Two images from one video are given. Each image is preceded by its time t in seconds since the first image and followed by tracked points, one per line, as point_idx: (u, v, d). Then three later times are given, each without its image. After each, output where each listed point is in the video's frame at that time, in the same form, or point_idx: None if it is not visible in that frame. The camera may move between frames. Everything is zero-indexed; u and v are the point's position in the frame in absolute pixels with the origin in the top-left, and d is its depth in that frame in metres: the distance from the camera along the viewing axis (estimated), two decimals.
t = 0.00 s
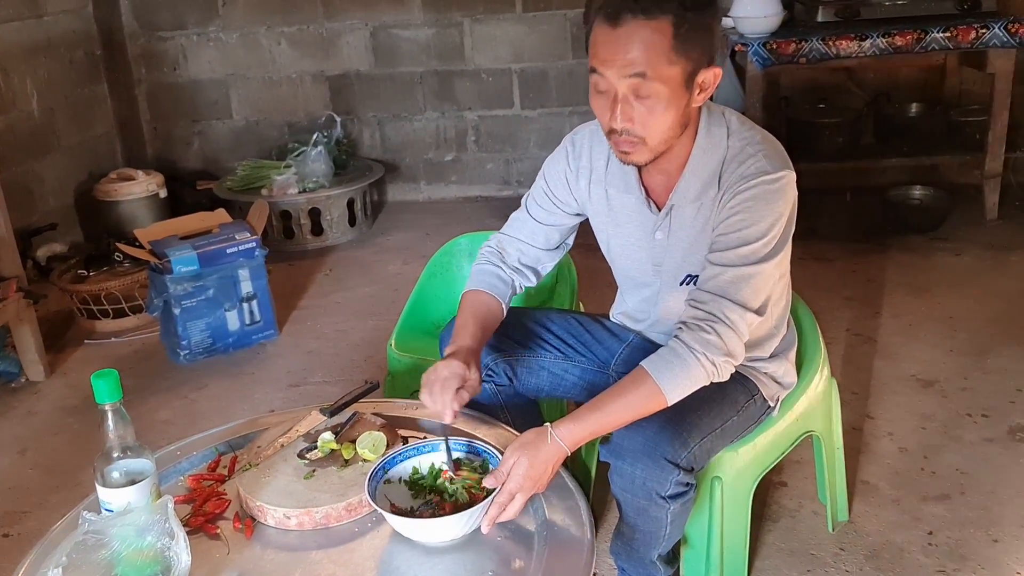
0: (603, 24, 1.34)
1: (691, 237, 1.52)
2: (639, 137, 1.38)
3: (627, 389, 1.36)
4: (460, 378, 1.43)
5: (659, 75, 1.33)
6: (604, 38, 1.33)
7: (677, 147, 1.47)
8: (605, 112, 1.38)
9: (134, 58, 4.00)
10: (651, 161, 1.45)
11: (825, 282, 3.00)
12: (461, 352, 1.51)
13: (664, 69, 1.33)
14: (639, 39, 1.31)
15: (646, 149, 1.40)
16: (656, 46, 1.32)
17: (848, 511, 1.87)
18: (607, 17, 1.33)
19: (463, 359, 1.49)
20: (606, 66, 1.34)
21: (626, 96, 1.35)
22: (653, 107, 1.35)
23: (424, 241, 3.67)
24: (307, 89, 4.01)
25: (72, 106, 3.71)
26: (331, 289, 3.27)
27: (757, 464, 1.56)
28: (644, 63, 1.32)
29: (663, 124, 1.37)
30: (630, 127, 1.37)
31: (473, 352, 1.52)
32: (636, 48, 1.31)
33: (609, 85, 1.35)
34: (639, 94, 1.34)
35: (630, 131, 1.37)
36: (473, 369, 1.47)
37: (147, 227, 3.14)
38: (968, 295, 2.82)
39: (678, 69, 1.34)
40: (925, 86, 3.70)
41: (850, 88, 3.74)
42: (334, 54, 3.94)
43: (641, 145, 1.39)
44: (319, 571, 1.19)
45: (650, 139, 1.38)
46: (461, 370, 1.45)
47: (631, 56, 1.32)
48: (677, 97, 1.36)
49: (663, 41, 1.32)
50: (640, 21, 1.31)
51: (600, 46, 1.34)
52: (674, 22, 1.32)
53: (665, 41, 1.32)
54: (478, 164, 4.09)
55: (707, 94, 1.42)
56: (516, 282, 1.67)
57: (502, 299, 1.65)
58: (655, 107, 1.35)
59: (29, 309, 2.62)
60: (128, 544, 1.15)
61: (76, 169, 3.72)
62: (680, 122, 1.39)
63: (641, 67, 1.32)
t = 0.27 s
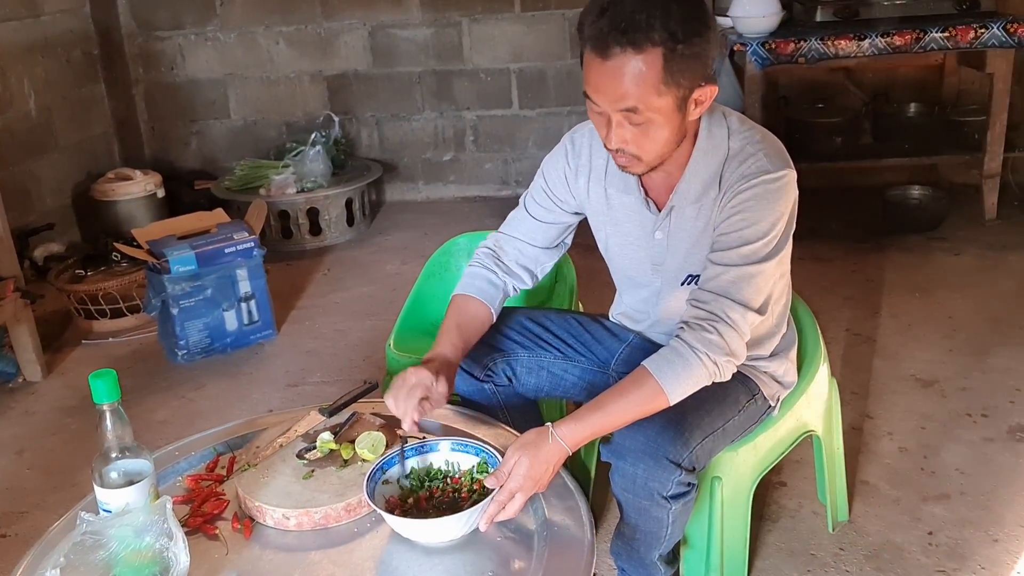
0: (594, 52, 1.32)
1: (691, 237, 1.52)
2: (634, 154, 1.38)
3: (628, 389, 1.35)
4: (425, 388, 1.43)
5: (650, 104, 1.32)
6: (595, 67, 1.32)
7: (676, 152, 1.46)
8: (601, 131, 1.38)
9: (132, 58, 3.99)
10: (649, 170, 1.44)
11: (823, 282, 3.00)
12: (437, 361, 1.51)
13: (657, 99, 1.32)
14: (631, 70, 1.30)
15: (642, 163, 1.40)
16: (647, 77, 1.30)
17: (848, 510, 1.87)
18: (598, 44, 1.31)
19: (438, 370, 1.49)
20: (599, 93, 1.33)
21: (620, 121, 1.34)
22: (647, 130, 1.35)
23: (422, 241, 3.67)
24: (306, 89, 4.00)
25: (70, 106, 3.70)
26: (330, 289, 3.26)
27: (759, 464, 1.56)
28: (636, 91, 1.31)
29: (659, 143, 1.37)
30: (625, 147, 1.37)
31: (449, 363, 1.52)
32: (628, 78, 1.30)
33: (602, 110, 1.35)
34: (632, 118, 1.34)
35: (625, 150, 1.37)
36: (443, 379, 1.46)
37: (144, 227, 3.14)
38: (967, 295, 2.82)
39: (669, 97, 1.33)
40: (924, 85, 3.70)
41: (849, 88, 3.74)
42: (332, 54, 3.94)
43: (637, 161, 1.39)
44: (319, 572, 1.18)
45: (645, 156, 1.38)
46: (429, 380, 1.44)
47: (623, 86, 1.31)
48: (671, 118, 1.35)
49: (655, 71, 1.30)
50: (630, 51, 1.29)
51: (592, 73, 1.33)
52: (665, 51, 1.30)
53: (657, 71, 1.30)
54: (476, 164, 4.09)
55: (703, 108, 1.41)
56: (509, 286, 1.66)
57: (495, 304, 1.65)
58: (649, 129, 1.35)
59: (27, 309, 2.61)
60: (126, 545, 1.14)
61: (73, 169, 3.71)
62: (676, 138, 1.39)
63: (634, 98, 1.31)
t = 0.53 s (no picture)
0: (591, 65, 1.31)
1: (689, 240, 1.52)
2: (630, 165, 1.38)
3: (625, 392, 1.35)
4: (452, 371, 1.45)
5: (648, 119, 1.32)
6: (592, 81, 1.32)
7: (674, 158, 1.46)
8: (598, 141, 1.38)
9: (130, 58, 3.99)
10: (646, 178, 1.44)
11: (822, 284, 2.99)
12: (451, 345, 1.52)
13: (654, 113, 1.32)
14: (628, 85, 1.29)
15: (639, 173, 1.40)
16: (644, 92, 1.30)
17: (847, 513, 1.87)
18: (594, 58, 1.30)
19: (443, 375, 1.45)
20: (595, 108, 1.33)
21: (617, 134, 1.34)
22: (644, 142, 1.35)
23: (420, 242, 3.66)
24: (304, 89, 4.00)
25: (68, 106, 3.69)
26: (328, 290, 3.26)
27: (756, 467, 1.56)
28: (633, 106, 1.30)
29: (655, 154, 1.37)
30: (621, 159, 1.37)
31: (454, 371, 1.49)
32: (625, 93, 1.30)
33: (599, 122, 1.34)
34: (630, 132, 1.34)
35: (622, 162, 1.37)
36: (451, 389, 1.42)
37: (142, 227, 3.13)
38: (965, 297, 2.82)
39: (667, 112, 1.33)
40: (923, 88, 3.70)
41: (847, 90, 3.74)
42: (331, 54, 3.93)
43: (634, 171, 1.39)
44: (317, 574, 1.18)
45: (642, 166, 1.39)
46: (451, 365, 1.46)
47: (620, 100, 1.30)
48: (668, 130, 1.35)
49: (653, 87, 1.30)
50: (627, 66, 1.29)
51: (588, 86, 1.32)
52: (663, 67, 1.29)
53: (654, 87, 1.30)
54: (475, 165, 4.08)
55: (701, 119, 1.40)
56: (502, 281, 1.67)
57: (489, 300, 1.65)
58: (646, 141, 1.35)
59: (24, 309, 2.61)
60: (124, 546, 1.14)
61: (71, 169, 3.70)
62: (673, 148, 1.39)
63: (630, 113, 1.31)
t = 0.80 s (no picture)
0: (587, 61, 1.31)
1: (686, 241, 1.52)
2: (626, 163, 1.38)
3: (623, 393, 1.35)
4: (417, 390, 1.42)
5: (645, 115, 1.32)
6: (589, 77, 1.31)
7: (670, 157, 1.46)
8: (594, 139, 1.37)
9: (127, 56, 3.98)
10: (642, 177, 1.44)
11: (819, 285, 2.99)
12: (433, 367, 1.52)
13: (650, 108, 1.31)
14: (624, 82, 1.29)
15: (635, 171, 1.40)
16: (641, 88, 1.29)
17: (843, 514, 1.87)
18: (591, 54, 1.30)
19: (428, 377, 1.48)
20: (592, 104, 1.33)
21: (613, 131, 1.34)
22: (640, 140, 1.35)
23: (417, 241, 3.66)
24: (302, 88, 3.99)
25: (65, 104, 3.69)
26: (325, 289, 3.25)
27: (754, 468, 1.55)
28: (630, 102, 1.30)
29: (652, 152, 1.37)
30: (618, 157, 1.37)
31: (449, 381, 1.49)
32: (621, 90, 1.29)
33: (596, 119, 1.34)
34: (626, 128, 1.33)
35: (618, 160, 1.37)
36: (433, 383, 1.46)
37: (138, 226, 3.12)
38: (962, 298, 2.82)
39: (664, 108, 1.33)
40: (920, 89, 3.70)
41: (845, 91, 3.74)
42: (328, 53, 3.92)
43: (630, 169, 1.39)
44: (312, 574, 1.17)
45: (638, 165, 1.38)
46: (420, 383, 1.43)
47: (616, 97, 1.30)
48: (664, 129, 1.35)
49: (650, 82, 1.29)
50: (624, 62, 1.28)
51: (585, 83, 1.32)
52: (660, 62, 1.29)
53: (650, 83, 1.29)
54: (472, 165, 4.08)
55: (696, 117, 1.40)
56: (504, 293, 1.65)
57: (490, 312, 1.64)
58: (643, 139, 1.35)
59: (20, 308, 2.60)
60: (119, 546, 1.14)
61: (68, 167, 3.69)
62: (670, 145, 1.38)
63: (627, 109, 1.31)
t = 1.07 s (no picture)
0: (587, 61, 1.31)
1: (681, 243, 1.52)
2: (622, 165, 1.38)
3: (618, 396, 1.35)
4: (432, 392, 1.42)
5: (643, 116, 1.32)
6: (589, 77, 1.31)
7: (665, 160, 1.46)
8: (591, 140, 1.37)
9: (124, 55, 3.98)
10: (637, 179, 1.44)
11: (814, 288, 3.00)
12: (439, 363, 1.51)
13: (648, 109, 1.32)
14: (622, 83, 1.29)
15: (630, 173, 1.40)
16: (640, 90, 1.30)
17: (836, 516, 1.87)
18: (591, 54, 1.30)
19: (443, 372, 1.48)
20: (590, 105, 1.33)
21: (611, 132, 1.34)
22: (638, 141, 1.35)
23: (413, 242, 3.66)
24: (299, 88, 3.99)
25: (61, 102, 3.68)
26: (321, 289, 3.25)
27: (747, 470, 1.56)
28: (627, 103, 1.30)
29: (648, 153, 1.37)
30: (614, 158, 1.37)
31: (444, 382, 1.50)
32: (620, 90, 1.30)
33: (593, 120, 1.34)
34: (623, 130, 1.34)
35: (615, 161, 1.37)
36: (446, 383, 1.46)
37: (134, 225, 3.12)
38: (957, 302, 2.83)
39: (663, 109, 1.33)
40: (916, 93, 3.71)
41: (841, 94, 3.75)
42: (326, 53, 3.93)
43: (626, 171, 1.39)
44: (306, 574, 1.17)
45: (634, 166, 1.38)
46: (434, 384, 1.43)
47: (615, 98, 1.30)
48: (662, 131, 1.36)
49: (649, 83, 1.30)
50: (624, 63, 1.28)
51: (583, 83, 1.32)
52: (659, 64, 1.29)
53: (649, 85, 1.30)
54: (469, 166, 4.08)
55: (694, 120, 1.40)
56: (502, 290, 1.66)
57: (490, 307, 1.64)
58: (640, 140, 1.35)
59: (15, 307, 2.60)
60: (112, 545, 1.13)
61: (64, 166, 3.69)
62: (666, 148, 1.39)
63: (626, 110, 1.31)
